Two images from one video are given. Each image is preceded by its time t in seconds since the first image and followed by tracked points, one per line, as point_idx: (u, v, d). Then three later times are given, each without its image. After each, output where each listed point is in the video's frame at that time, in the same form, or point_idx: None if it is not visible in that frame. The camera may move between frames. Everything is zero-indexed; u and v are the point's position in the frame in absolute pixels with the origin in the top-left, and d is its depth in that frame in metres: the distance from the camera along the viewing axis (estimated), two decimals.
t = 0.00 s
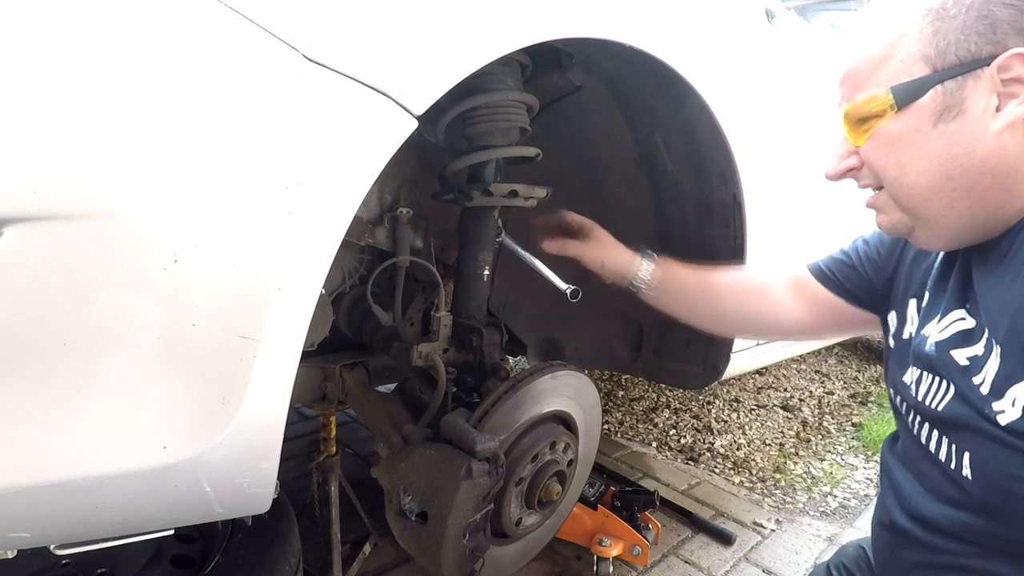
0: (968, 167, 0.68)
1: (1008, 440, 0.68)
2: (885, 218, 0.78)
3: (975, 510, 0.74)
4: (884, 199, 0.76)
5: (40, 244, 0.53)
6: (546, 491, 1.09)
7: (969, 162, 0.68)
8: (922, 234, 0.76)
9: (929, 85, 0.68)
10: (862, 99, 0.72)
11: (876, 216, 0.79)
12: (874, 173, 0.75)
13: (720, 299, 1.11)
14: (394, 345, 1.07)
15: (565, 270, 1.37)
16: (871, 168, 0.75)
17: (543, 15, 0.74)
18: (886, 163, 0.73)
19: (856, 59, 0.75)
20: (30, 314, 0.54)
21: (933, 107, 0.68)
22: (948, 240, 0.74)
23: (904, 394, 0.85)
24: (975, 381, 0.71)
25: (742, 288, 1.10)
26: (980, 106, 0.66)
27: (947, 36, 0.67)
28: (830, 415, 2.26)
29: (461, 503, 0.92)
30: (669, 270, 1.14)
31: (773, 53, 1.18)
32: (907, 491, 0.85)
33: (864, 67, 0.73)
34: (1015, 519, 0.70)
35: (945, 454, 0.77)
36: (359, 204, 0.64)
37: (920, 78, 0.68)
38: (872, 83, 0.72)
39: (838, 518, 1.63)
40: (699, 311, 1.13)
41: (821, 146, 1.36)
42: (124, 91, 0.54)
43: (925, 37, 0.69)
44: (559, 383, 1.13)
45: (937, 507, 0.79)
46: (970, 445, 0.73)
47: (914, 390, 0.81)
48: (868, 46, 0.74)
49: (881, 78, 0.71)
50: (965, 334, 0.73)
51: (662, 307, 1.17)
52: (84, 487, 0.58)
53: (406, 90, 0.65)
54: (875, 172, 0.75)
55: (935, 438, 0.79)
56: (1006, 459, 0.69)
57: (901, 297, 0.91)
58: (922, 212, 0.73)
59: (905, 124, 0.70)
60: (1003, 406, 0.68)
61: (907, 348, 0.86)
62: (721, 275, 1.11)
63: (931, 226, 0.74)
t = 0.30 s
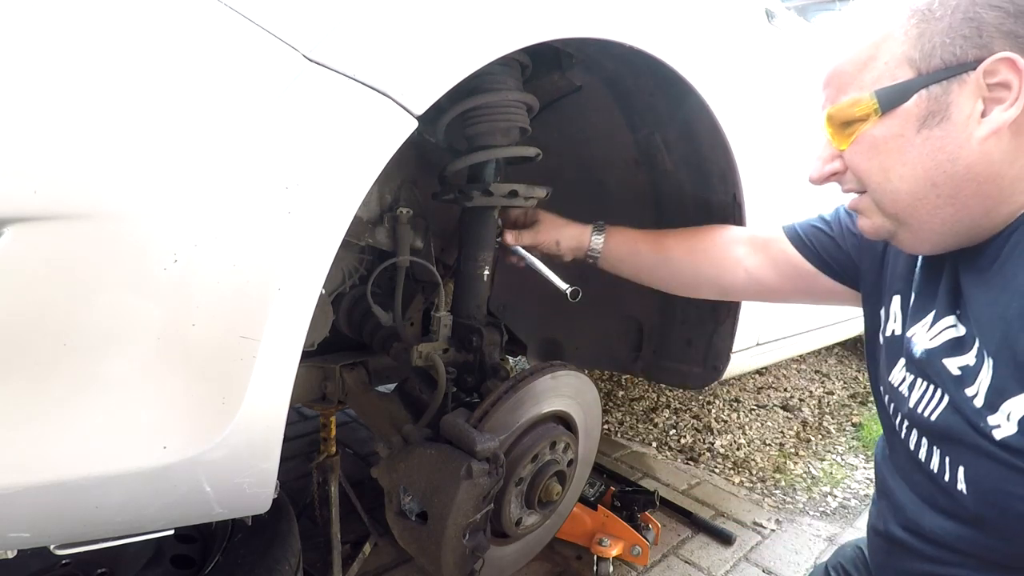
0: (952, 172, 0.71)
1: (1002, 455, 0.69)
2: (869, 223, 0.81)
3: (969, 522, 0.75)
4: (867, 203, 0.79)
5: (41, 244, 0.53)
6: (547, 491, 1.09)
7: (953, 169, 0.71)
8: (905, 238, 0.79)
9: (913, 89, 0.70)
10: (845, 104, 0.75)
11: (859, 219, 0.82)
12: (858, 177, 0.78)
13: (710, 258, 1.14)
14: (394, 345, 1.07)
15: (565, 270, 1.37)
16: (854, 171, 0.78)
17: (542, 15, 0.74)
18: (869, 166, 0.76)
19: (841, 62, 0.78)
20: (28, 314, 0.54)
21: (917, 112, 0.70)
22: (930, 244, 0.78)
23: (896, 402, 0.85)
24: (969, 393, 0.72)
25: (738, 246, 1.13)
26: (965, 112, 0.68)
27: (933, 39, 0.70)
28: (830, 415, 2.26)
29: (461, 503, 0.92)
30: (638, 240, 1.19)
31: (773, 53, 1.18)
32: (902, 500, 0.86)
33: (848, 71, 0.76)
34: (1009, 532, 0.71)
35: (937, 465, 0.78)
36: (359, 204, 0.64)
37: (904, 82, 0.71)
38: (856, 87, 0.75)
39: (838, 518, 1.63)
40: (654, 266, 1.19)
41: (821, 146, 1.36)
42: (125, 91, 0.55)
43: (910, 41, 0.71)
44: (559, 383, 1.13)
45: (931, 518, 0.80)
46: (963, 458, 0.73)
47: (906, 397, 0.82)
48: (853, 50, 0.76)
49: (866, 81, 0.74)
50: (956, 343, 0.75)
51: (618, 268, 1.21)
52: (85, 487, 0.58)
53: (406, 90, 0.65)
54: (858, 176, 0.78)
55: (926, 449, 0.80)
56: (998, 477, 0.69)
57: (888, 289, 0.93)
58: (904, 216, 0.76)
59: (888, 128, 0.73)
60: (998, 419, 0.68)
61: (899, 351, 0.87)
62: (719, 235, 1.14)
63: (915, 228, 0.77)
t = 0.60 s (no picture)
0: (998, 181, 0.63)
1: (999, 460, 0.68)
2: (897, 240, 0.73)
3: (967, 526, 0.75)
4: (895, 221, 0.71)
5: (41, 244, 0.53)
6: (547, 491, 1.09)
7: (998, 176, 0.63)
8: (937, 251, 0.72)
9: (944, 100, 0.62)
10: (864, 125, 0.67)
11: (883, 239, 0.75)
12: (888, 197, 0.70)
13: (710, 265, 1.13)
14: (394, 345, 1.07)
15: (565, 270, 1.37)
16: (883, 192, 0.70)
17: (543, 15, 0.74)
18: (902, 184, 0.68)
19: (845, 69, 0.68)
20: (27, 314, 0.54)
21: (954, 123, 0.62)
22: (968, 255, 0.71)
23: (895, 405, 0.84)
24: (966, 398, 0.71)
25: (740, 254, 1.13)
26: (1005, 115, 0.61)
27: (956, 44, 0.61)
28: (830, 415, 2.26)
29: (461, 502, 0.92)
30: (633, 261, 1.21)
31: (773, 53, 1.18)
32: (897, 502, 0.85)
33: (855, 85, 0.67)
34: (1008, 536, 0.70)
35: (934, 470, 0.78)
36: (359, 204, 0.64)
37: (933, 93, 0.63)
38: (874, 102, 0.66)
39: (838, 518, 1.62)
40: (654, 286, 1.19)
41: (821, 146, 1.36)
42: (125, 91, 0.55)
43: (923, 43, 0.63)
44: (558, 383, 1.13)
45: (926, 519, 0.80)
46: (959, 463, 0.73)
47: (902, 404, 0.82)
48: (851, 57, 0.68)
49: (886, 93, 0.65)
50: (953, 347, 0.74)
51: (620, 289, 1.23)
52: (84, 487, 0.58)
53: (407, 90, 0.65)
54: (887, 194, 0.70)
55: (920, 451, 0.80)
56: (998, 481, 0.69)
57: (890, 295, 0.91)
58: (942, 231, 0.69)
59: (924, 145, 0.64)
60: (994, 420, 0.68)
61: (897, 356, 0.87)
62: (716, 246, 1.13)
63: (954, 243, 0.70)
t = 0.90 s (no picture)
0: None
1: (996, 499, 0.68)
2: (947, 283, 0.68)
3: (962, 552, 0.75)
4: (947, 265, 0.66)
5: (40, 244, 0.53)
6: (547, 491, 1.09)
7: None
8: (988, 289, 0.68)
9: (1010, 126, 0.57)
10: (922, 161, 0.60)
11: (928, 284, 0.69)
12: (941, 241, 0.64)
13: (714, 274, 1.14)
14: (394, 345, 1.07)
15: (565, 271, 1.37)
16: (934, 236, 0.64)
17: (543, 16, 0.74)
18: (964, 228, 0.62)
19: (888, 98, 0.61)
20: (26, 315, 0.54)
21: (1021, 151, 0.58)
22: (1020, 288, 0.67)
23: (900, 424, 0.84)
24: (970, 431, 0.71)
25: (740, 262, 1.14)
26: None
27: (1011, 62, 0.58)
28: (830, 415, 2.26)
29: (461, 502, 0.92)
30: (638, 263, 1.21)
31: (773, 52, 1.18)
32: (898, 508, 0.86)
33: (906, 115, 0.61)
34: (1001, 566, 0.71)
35: (936, 493, 0.78)
36: (359, 204, 0.64)
37: (997, 119, 0.58)
38: (930, 133, 0.60)
39: (838, 518, 1.62)
40: (657, 289, 1.20)
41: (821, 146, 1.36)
42: (124, 91, 0.54)
43: (977, 65, 0.58)
44: (559, 384, 1.13)
45: (925, 532, 0.81)
46: (959, 495, 0.73)
47: (908, 424, 0.81)
48: (891, 86, 0.61)
49: (944, 123, 0.59)
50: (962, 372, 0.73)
51: (624, 292, 1.24)
52: (84, 487, 0.58)
53: (407, 90, 0.65)
54: (941, 239, 0.64)
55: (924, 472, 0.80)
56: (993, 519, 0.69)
57: (884, 303, 0.93)
58: (996, 269, 0.65)
59: (990, 181, 0.59)
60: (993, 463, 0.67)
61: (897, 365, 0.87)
62: (718, 253, 1.14)
63: (1008, 278, 0.66)
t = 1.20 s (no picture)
0: None
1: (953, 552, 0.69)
2: (915, 333, 0.65)
3: None
4: (914, 316, 0.63)
5: (40, 244, 0.53)
6: (547, 491, 1.09)
7: None
8: (960, 339, 0.65)
9: (985, 179, 0.54)
10: (889, 210, 0.57)
11: (897, 332, 0.67)
12: (909, 292, 0.61)
13: (712, 276, 1.13)
14: (394, 345, 1.06)
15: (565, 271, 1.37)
16: (901, 287, 0.61)
17: (542, 15, 0.74)
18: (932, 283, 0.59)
19: (858, 142, 0.58)
20: (27, 315, 0.54)
21: (996, 207, 0.54)
22: (995, 343, 0.64)
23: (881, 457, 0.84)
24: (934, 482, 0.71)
25: (738, 266, 1.13)
26: None
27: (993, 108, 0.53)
28: (830, 415, 2.26)
29: (461, 502, 0.92)
30: (638, 261, 1.21)
31: (773, 52, 1.18)
32: (877, 520, 0.88)
33: (875, 162, 0.57)
34: None
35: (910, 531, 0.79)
36: (359, 204, 0.64)
37: (972, 171, 0.54)
38: (900, 181, 0.56)
39: (838, 518, 1.62)
40: (655, 289, 1.20)
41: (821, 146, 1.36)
42: (125, 91, 0.55)
43: (954, 111, 0.54)
44: (558, 384, 1.13)
45: (903, 553, 0.83)
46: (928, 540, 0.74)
47: (885, 454, 0.82)
48: (863, 128, 0.57)
49: (913, 172, 0.55)
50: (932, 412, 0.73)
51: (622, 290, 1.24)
52: (84, 487, 0.58)
53: (406, 90, 0.65)
54: (907, 291, 0.61)
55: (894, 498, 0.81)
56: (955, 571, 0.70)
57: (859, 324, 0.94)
58: (966, 324, 0.62)
59: (961, 237, 0.56)
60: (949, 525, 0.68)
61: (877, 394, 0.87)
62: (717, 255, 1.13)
63: (980, 332, 0.63)
